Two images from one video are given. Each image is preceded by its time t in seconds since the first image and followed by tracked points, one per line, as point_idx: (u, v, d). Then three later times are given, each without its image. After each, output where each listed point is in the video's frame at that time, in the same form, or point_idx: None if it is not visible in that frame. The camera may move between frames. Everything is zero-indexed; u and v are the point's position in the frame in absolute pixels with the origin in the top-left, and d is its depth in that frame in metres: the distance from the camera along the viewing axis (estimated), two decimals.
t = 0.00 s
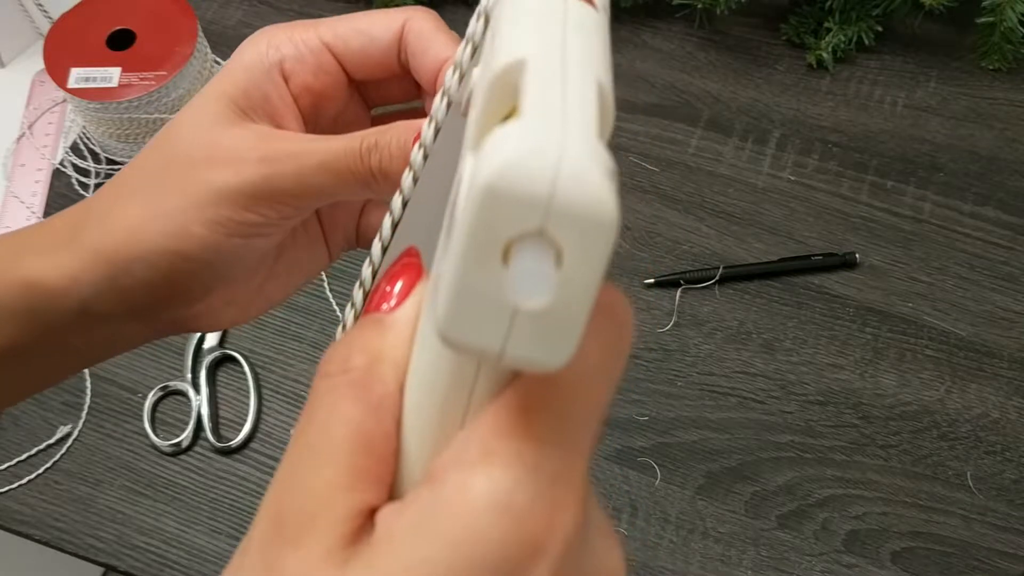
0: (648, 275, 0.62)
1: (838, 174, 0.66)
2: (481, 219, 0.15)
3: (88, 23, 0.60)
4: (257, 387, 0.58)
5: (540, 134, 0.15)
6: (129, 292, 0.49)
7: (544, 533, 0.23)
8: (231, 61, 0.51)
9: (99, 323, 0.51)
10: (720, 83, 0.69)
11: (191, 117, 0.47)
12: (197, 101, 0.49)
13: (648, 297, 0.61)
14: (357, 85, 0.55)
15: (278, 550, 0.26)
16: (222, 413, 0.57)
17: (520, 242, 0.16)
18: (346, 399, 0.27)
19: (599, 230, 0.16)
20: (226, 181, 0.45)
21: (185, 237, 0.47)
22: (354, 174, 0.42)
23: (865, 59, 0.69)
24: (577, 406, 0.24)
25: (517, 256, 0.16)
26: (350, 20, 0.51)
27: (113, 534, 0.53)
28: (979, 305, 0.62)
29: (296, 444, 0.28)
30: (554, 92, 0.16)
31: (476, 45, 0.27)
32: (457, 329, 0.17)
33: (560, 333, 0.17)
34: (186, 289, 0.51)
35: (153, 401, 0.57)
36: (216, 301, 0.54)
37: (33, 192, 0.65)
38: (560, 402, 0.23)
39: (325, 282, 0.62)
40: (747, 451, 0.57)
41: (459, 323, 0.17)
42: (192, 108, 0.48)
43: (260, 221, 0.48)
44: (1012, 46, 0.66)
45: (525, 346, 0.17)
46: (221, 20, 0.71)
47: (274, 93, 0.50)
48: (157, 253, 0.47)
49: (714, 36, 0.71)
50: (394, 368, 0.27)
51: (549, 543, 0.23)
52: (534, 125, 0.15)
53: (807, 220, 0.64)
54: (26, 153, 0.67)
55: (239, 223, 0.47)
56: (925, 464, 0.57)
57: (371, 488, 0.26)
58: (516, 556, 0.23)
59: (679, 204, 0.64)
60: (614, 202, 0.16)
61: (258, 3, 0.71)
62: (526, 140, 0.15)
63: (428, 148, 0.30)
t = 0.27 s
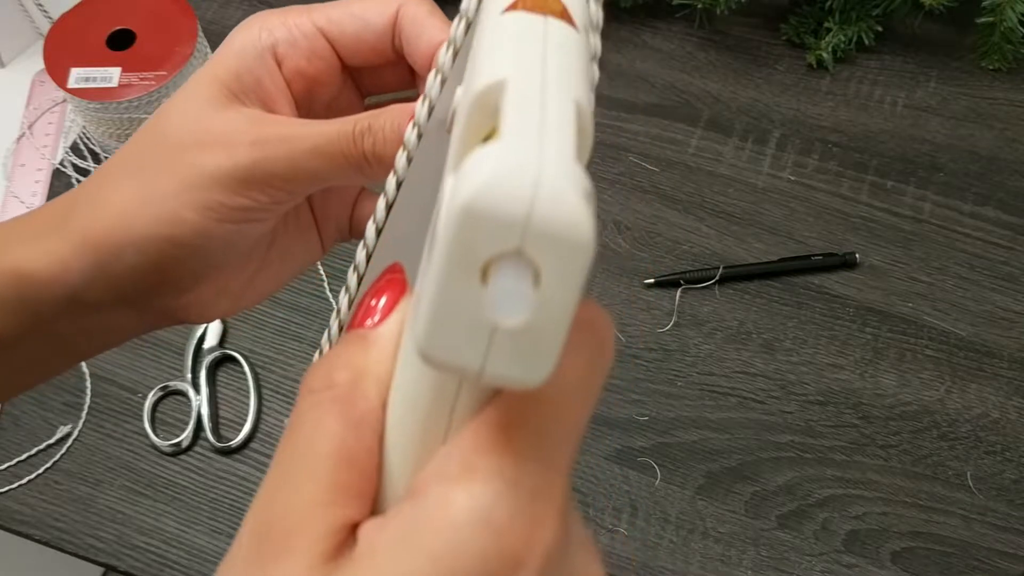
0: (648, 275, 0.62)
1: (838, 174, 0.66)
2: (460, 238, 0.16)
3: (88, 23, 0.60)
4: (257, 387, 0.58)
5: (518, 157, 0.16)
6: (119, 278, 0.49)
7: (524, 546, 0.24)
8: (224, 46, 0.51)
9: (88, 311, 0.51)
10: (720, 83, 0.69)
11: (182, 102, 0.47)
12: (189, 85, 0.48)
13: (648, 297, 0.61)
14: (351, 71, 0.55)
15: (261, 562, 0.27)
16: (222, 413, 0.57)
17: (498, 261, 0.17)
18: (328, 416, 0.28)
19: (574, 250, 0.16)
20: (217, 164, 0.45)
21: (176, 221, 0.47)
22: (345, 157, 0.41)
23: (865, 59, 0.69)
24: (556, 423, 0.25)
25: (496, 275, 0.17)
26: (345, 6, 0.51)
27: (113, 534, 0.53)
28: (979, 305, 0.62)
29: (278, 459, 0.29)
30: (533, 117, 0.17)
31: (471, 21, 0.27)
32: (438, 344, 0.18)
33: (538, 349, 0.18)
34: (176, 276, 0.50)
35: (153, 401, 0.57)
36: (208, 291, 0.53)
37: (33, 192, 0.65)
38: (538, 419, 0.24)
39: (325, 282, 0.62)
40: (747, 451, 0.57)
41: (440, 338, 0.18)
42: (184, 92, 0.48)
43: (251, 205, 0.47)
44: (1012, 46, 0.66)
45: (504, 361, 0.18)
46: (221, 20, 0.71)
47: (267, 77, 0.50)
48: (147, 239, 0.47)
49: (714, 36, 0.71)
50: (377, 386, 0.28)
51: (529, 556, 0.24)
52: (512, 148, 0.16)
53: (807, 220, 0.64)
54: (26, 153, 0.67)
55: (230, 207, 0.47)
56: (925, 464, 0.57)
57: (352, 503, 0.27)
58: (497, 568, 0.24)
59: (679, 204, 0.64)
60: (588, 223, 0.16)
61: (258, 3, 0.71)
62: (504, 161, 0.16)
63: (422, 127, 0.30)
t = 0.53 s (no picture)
0: (648, 275, 0.62)
1: (838, 174, 0.66)
2: (443, 260, 0.17)
3: (87, 23, 0.60)
4: (257, 387, 0.58)
5: (498, 182, 0.17)
6: (111, 261, 0.49)
7: (505, 561, 0.25)
8: (219, 30, 0.51)
9: (81, 296, 0.51)
10: (720, 83, 0.69)
11: (176, 84, 0.47)
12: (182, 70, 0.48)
13: (648, 296, 0.61)
14: (347, 57, 0.55)
15: None
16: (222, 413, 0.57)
17: (478, 284, 0.17)
18: (314, 437, 0.30)
19: (551, 272, 0.17)
20: (209, 146, 0.45)
21: (169, 203, 0.47)
22: (339, 138, 0.41)
23: (865, 59, 0.69)
24: (540, 443, 0.26)
25: (475, 297, 0.18)
26: None
27: (113, 534, 0.53)
28: (979, 305, 0.62)
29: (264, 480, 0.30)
30: (512, 142, 0.18)
31: None
32: (422, 363, 0.19)
33: (520, 369, 0.19)
34: (169, 260, 0.51)
35: (153, 401, 0.57)
36: (201, 277, 0.54)
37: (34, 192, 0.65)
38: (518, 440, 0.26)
39: (325, 282, 0.62)
40: (747, 452, 0.57)
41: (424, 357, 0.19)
42: (178, 75, 0.48)
43: (245, 187, 0.47)
44: (1012, 46, 0.66)
45: (485, 379, 0.19)
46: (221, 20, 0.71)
47: (262, 61, 0.49)
48: (139, 220, 0.47)
49: (714, 35, 0.71)
50: (359, 405, 0.30)
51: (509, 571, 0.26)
52: (492, 174, 0.17)
53: (807, 220, 0.64)
54: (26, 153, 0.67)
55: (224, 188, 0.47)
56: (925, 464, 0.57)
57: (335, 521, 0.29)
58: None
59: (679, 204, 0.64)
60: (566, 247, 0.17)
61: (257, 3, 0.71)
62: (484, 187, 0.17)
63: (416, 106, 0.29)
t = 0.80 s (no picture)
0: (648, 275, 0.62)
1: (838, 174, 0.66)
2: (426, 281, 0.18)
3: (87, 23, 0.60)
4: (257, 387, 0.58)
5: (477, 206, 0.18)
6: (106, 242, 0.49)
7: None
8: (216, 10, 0.51)
9: (77, 279, 0.51)
10: (720, 83, 0.69)
11: (173, 64, 0.47)
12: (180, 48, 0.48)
13: (648, 296, 0.61)
14: (345, 37, 0.55)
15: None
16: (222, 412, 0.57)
17: (460, 303, 0.19)
18: (301, 456, 0.30)
19: (529, 290, 0.19)
20: (205, 122, 0.45)
21: (164, 181, 0.47)
22: (335, 113, 0.41)
23: (865, 59, 0.69)
24: (522, 461, 0.26)
25: (457, 316, 0.19)
26: None
27: (113, 534, 0.53)
28: (979, 305, 0.62)
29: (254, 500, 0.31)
30: (491, 168, 0.19)
31: None
32: (406, 381, 0.20)
33: (501, 386, 0.20)
34: (164, 241, 0.51)
35: (153, 401, 0.57)
36: (198, 260, 0.54)
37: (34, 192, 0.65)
38: (502, 456, 0.26)
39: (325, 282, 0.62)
40: (747, 452, 0.57)
41: (408, 376, 0.20)
42: (175, 55, 0.48)
43: (242, 165, 0.47)
44: (1012, 46, 0.66)
45: (467, 397, 0.20)
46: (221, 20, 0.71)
47: (259, 40, 0.49)
48: (135, 199, 0.47)
49: (714, 35, 0.71)
50: (346, 423, 0.30)
51: None
52: (471, 198, 0.18)
53: (807, 220, 0.64)
54: (27, 153, 0.67)
55: (220, 166, 0.47)
56: (925, 464, 0.57)
57: (324, 540, 0.29)
58: None
59: (678, 204, 0.64)
60: (543, 266, 0.19)
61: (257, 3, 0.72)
62: (463, 210, 0.18)
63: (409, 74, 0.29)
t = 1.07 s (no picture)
0: (648, 275, 0.62)
1: (838, 174, 0.66)
2: (414, 297, 0.19)
3: (88, 23, 0.60)
4: (257, 386, 0.58)
5: (465, 223, 0.18)
6: (100, 228, 0.49)
7: None
8: None
9: (71, 267, 0.51)
10: (720, 83, 0.69)
11: (170, 50, 0.48)
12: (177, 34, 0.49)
13: (648, 297, 0.61)
14: (343, 27, 0.55)
15: None
16: (222, 412, 0.57)
17: (449, 319, 0.19)
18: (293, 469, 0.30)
19: (517, 305, 0.19)
20: (201, 105, 0.45)
21: (160, 164, 0.47)
22: (329, 98, 0.41)
23: (865, 59, 0.69)
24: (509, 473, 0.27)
25: (447, 332, 0.19)
26: None
27: (113, 534, 0.53)
28: (979, 305, 0.62)
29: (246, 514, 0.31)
30: (478, 184, 0.19)
31: None
32: (396, 394, 0.20)
33: (490, 399, 0.20)
34: (158, 226, 0.51)
35: (153, 401, 0.57)
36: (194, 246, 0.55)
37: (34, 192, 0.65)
38: (491, 469, 0.26)
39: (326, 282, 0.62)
40: (747, 452, 0.57)
41: (398, 389, 0.20)
42: (173, 41, 0.48)
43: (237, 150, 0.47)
44: (1012, 46, 0.66)
45: (457, 410, 0.20)
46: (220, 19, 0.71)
47: (256, 26, 0.50)
48: (130, 183, 0.47)
49: (714, 35, 0.71)
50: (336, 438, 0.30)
51: None
52: (460, 215, 0.19)
53: (807, 220, 0.64)
54: (27, 153, 0.67)
55: (216, 150, 0.47)
56: (925, 463, 0.57)
57: (315, 553, 0.29)
58: None
59: (679, 204, 0.64)
60: (532, 281, 0.19)
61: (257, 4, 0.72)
62: (451, 227, 0.18)
63: (403, 53, 0.29)
